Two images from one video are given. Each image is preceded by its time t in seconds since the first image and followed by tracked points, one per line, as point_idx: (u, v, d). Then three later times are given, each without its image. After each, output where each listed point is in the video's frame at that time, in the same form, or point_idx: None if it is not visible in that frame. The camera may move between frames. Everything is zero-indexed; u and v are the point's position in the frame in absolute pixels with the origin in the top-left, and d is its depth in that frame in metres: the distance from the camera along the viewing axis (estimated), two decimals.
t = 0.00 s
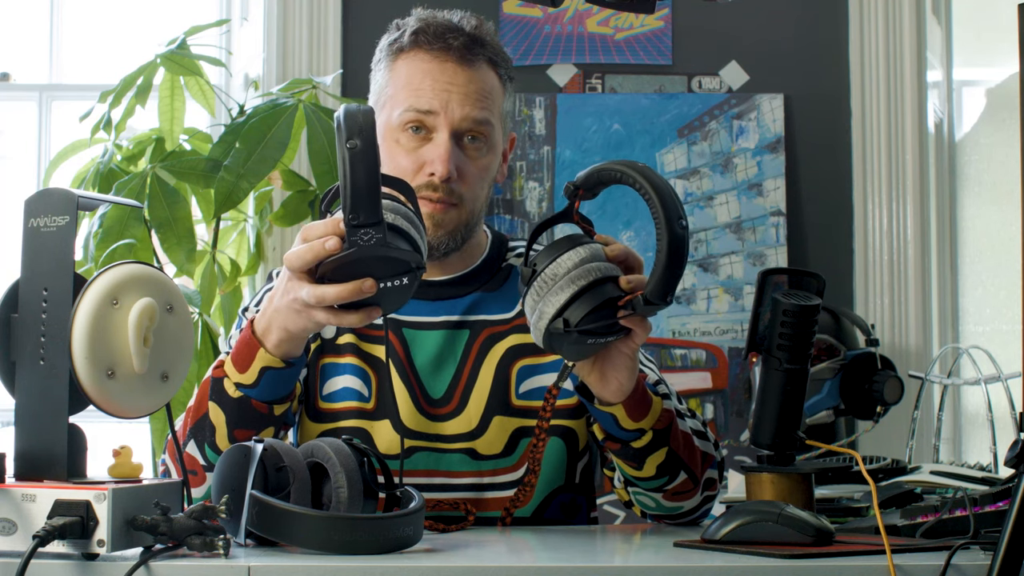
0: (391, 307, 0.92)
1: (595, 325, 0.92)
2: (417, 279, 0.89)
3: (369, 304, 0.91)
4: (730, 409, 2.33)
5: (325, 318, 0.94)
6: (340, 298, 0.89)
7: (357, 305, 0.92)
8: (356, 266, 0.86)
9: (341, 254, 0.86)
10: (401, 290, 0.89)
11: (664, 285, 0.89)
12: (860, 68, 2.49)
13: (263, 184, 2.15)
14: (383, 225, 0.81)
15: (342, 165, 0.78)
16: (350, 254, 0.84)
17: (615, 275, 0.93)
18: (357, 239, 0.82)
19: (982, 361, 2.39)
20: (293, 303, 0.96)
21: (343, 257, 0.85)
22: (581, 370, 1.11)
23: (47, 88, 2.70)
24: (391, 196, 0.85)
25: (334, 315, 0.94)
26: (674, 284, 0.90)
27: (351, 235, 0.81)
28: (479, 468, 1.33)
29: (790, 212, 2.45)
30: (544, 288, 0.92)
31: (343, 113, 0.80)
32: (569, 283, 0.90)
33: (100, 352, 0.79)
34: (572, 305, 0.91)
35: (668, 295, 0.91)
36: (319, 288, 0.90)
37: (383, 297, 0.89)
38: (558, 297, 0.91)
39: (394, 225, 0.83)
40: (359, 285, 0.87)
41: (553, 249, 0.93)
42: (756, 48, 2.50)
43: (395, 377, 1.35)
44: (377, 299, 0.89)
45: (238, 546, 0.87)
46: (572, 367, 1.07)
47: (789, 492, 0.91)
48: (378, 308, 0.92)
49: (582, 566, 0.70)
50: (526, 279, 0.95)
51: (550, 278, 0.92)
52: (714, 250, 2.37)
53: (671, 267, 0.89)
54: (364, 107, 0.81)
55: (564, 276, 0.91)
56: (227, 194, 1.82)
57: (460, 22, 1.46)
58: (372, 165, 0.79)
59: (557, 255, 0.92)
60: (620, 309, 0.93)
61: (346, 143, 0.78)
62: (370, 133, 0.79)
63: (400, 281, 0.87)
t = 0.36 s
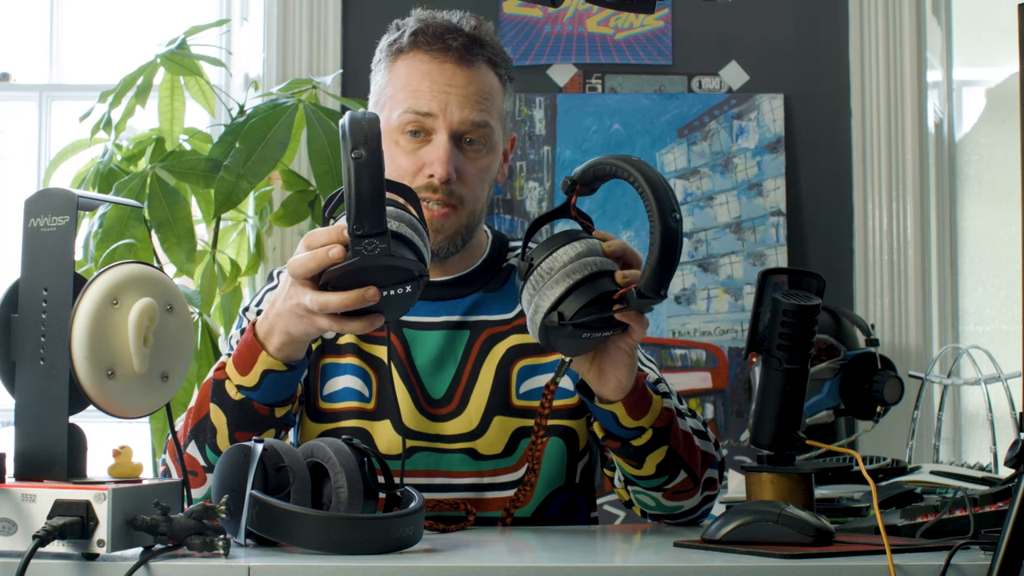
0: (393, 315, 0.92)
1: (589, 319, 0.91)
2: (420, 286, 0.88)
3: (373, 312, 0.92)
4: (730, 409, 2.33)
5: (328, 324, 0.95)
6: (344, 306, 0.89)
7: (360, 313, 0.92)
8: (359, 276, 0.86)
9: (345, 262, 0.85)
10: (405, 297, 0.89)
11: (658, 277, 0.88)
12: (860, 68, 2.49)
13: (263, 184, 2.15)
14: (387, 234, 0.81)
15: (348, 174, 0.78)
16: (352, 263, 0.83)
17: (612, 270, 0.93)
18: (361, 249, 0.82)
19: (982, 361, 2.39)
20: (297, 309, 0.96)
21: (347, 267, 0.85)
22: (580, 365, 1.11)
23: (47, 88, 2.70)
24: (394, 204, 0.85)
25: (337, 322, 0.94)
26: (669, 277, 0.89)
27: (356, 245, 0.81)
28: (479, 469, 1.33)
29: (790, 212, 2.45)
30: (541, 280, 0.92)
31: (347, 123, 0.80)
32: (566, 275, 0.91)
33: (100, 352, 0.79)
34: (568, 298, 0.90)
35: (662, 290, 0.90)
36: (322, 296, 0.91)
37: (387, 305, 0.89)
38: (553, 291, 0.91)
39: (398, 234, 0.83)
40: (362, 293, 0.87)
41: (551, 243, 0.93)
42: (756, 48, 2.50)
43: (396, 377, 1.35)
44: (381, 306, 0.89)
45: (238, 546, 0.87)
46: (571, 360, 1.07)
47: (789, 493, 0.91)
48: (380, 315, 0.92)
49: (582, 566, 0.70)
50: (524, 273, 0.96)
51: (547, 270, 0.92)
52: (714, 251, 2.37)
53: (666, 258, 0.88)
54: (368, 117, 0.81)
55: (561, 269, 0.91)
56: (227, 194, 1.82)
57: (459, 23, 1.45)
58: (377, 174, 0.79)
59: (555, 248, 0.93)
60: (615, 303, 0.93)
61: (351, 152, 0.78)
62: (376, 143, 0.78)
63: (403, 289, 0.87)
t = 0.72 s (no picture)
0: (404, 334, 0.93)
1: (580, 302, 0.89)
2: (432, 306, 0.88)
3: (384, 331, 0.92)
4: (730, 409, 2.34)
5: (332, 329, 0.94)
6: (358, 326, 0.89)
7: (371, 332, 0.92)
8: (374, 297, 0.85)
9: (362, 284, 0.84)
10: (416, 318, 0.89)
11: (645, 267, 0.84)
12: (860, 68, 2.49)
13: (263, 184, 2.15)
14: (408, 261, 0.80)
15: (372, 201, 0.77)
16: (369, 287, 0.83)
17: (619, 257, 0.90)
18: (380, 275, 0.81)
19: (982, 361, 2.39)
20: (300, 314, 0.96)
21: (364, 290, 0.84)
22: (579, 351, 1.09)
23: (47, 88, 2.70)
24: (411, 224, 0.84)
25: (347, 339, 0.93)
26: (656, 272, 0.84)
27: (374, 271, 0.80)
28: (479, 469, 1.33)
29: (791, 212, 2.45)
30: (545, 254, 0.90)
31: (373, 148, 0.78)
32: (566, 255, 0.89)
33: (100, 352, 0.79)
34: (564, 276, 0.88)
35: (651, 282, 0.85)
36: (336, 314, 0.90)
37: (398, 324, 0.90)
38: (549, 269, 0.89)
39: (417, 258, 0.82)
40: (375, 314, 0.87)
41: (567, 220, 0.92)
42: (756, 48, 2.50)
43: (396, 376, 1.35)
44: (394, 326, 0.89)
45: (238, 546, 0.87)
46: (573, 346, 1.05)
47: (790, 493, 0.91)
48: (392, 336, 0.93)
49: (582, 566, 0.70)
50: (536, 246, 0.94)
51: (552, 245, 0.90)
52: (715, 251, 2.37)
53: (657, 251, 0.84)
54: (394, 142, 0.79)
55: (565, 246, 0.89)
56: (227, 194, 1.82)
57: (437, 16, 1.47)
58: (401, 202, 0.78)
59: (569, 225, 0.91)
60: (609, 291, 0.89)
61: (375, 179, 0.76)
62: (401, 171, 0.77)
63: (416, 310, 0.87)
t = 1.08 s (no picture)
0: (419, 341, 0.93)
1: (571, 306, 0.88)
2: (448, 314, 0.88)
3: (401, 339, 0.92)
4: (730, 409, 2.34)
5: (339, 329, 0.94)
6: (375, 334, 0.88)
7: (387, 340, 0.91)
8: (393, 305, 0.85)
9: (383, 294, 0.84)
10: (433, 326, 0.89)
11: (631, 271, 0.84)
12: (860, 67, 2.49)
13: (263, 184, 2.15)
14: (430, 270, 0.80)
15: (395, 212, 0.77)
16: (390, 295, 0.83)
17: (612, 261, 0.89)
18: (402, 284, 0.81)
19: (982, 361, 2.39)
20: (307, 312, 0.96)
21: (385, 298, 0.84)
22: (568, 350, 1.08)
23: (47, 88, 2.70)
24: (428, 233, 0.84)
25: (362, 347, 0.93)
26: (643, 276, 0.84)
27: (396, 281, 0.80)
28: (479, 469, 1.32)
29: (791, 212, 2.45)
30: (536, 259, 0.90)
31: (395, 159, 0.79)
32: (556, 259, 0.88)
33: (100, 352, 0.79)
34: (554, 281, 0.88)
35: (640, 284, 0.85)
36: (353, 322, 0.90)
37: (414, 333, 0.90)
38: (537, 274, 0.88)
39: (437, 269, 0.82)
40: (393, 324, 0.87)
41: (556, 226, 0.91)
42: (756, 48, 2.49)
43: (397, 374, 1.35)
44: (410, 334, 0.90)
45: (238, 546, 0.87)
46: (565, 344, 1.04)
47: (789, 492, 0.91)
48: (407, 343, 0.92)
49: (582, 566, 0.70)
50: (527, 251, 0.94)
51: (541, 250, 0.90)
52: (715, 251, 2.37)
53: (645, 254, 0.83)
54: (415, 152, 0.80)
55: (553, 251, 0.89)
56: (227, 194, 1.82)
57: (445, 15, 1.46)
58: (424, 212, 0.78)
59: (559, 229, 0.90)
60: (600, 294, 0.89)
61: (399, 189, 0.77)
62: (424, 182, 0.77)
63: (432, 318, 0.87)
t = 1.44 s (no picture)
0: (417, 321, 0.92)
1: (569, 310, 0.88)
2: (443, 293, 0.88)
3: (397, 317, 0.91)
4: (730, 409, 2.34)
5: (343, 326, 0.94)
6: (372, 313, 0.88)
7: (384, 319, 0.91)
8: (388, 282, 0.85)
9: (377, 271, 0.83)
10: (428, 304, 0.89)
11: (628, 275, 0.84)
12: (860, 67, 2.49)
13: (263, 184, 2.15)
14: (422, 243, 0.81)
15: (385, 184, 0.77)
16: (385, 272, 0.82)
17: (611, 263, 0.89)
18: (396, 258, 0.81)
19: (982, 361, 2.39)
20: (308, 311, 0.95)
21: (378, 275, 0.84)
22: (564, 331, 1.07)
23: (47, 88, 2.70)
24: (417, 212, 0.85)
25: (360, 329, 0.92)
26: (642, 279, 0.84)
27: (391, 255, 0.80)
28: (480, 469, 1.32)
29: (791, 212, 2.45)
30: (534, 262, 0.89)
31: (382, 136, 0.79)
32: (554, 263, 0.88)
33: (100, 352, 0.80)
34: (553, 284, 0.88)
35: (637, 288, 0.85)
36: (349, 302, 0.89)
37: (411, 312, 0.89)
38: (536, 278, 0.88)
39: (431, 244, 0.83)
40: (389, 300, 0.87)
41: (553, 229, 0.91)
42: (755, 48, 2.49)
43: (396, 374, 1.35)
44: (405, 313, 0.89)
45: (238, 546, 0.87)
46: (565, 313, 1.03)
47: (790, 493, 0.91)
48: (405, 322, 0.92)
49: (582, 566, 0.70)
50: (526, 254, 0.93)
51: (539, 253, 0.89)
52: (714, 250, 2.37)
53: (642, 257, 0.83)
54: (402, 129, 0.80)
55: (550, 254, 0.89)
56: (227, 194, 1.82)
57: (444, 17, 1.47)
58: (414, 185, 0.78)
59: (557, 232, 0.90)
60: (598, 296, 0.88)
61: (389, 163, 0.77)
62: (413, 155, 0.78)
63: (428, 296, 0.87)
